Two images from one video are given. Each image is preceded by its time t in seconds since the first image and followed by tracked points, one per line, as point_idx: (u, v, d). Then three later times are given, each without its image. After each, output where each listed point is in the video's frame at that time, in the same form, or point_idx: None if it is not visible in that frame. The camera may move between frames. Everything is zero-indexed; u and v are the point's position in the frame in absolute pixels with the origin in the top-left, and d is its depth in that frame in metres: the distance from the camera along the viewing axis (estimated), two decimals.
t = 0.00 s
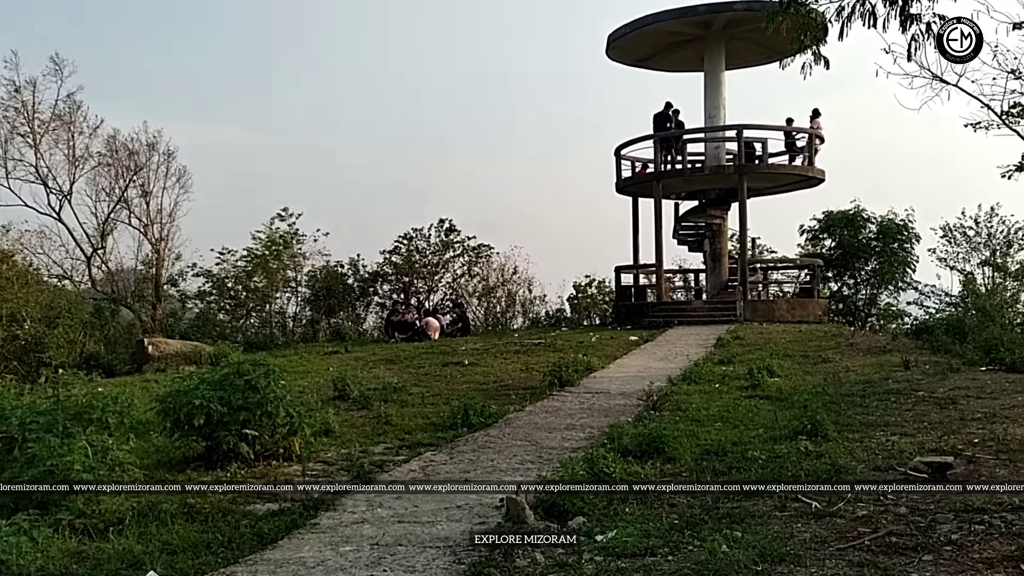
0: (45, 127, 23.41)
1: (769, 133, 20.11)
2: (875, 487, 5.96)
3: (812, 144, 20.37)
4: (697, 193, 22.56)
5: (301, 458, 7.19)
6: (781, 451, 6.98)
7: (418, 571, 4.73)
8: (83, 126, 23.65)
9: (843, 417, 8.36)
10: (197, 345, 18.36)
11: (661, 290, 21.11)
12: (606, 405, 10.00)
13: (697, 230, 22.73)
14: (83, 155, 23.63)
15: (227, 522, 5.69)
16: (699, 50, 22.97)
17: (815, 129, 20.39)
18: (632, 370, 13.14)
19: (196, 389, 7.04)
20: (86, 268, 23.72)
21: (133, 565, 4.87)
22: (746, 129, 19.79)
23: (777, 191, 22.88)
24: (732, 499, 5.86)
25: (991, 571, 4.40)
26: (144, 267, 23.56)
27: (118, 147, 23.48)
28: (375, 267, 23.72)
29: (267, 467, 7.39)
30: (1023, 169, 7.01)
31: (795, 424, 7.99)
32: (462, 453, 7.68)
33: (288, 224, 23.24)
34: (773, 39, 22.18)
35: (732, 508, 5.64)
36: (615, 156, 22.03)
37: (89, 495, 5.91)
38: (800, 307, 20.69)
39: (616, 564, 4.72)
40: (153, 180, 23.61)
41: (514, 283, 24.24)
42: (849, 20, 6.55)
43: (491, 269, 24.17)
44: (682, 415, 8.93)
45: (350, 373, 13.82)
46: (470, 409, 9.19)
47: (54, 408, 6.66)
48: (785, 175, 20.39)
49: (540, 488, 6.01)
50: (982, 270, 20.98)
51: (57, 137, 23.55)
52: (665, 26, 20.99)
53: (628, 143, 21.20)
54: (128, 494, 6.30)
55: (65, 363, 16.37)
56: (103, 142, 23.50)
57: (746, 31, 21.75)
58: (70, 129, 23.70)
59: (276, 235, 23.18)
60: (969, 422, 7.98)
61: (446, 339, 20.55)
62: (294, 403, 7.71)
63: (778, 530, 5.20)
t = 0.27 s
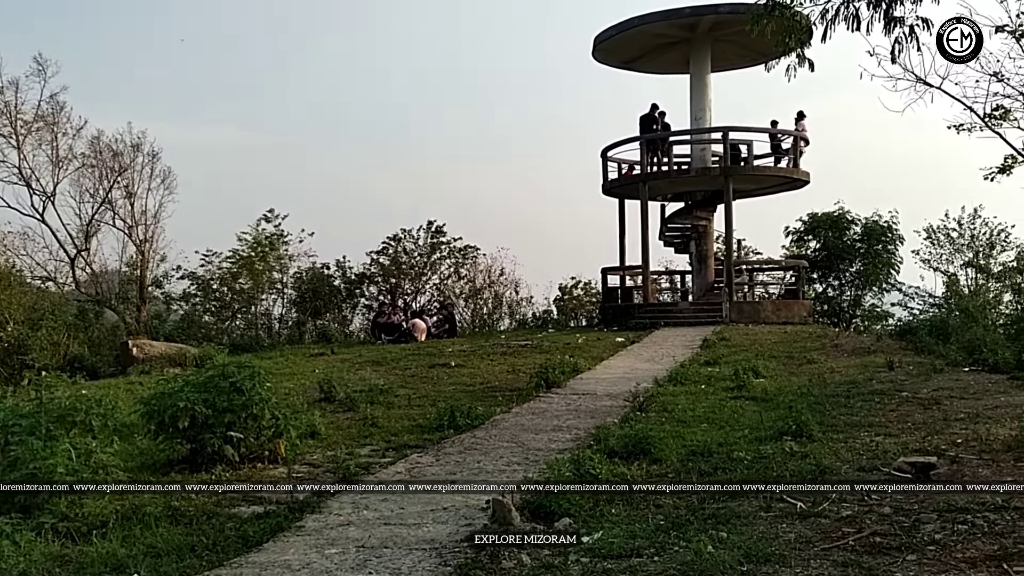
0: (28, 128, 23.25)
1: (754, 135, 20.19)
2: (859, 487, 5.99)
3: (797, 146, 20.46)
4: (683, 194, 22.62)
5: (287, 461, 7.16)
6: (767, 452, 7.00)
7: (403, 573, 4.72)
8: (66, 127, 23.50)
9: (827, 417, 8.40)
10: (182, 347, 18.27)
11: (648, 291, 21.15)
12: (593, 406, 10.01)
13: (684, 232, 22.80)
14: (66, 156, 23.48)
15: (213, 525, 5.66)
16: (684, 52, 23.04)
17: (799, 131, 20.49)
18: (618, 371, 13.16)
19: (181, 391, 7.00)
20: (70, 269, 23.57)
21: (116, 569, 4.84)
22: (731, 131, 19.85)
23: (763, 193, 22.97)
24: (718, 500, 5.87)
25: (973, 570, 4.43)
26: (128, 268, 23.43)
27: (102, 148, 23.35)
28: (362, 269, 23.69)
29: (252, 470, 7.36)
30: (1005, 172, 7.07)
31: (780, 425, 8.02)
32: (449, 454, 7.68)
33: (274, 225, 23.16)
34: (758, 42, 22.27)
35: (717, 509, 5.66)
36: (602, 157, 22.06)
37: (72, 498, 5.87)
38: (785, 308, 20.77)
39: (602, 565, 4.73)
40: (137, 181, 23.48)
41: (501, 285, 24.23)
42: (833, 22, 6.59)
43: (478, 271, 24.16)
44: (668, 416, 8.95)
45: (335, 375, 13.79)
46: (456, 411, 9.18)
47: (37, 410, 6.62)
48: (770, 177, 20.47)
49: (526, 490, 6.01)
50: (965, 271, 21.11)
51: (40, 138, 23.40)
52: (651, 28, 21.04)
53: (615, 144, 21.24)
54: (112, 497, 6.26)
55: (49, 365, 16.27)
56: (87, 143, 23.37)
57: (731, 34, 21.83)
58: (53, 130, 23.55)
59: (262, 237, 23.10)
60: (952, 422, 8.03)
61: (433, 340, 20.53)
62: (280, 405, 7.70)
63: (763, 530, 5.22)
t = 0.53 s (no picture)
0: (12, 129, 23.10)
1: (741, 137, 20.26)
2: (844, 487, 6.02)
3: (783, 148, 20.54)
4: (671, 196, 22.67)
5: (273, 463, 7.13)
6: (753, 453, 7.03)
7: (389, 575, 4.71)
8: (51, 128, 23.35)
9: (814, 418, 8.43)
10: (167, 349, 18.19)
11: (635, 292, 21.19)
12: (580, 408, 10.02)
13: (671, 233, 22.85)
14: (51, 157, 23.34)
15: (198, 528, 5.63)
16: (671, 54, 23.10)
17: (785, 134, 20.57)
18: (606, 372, 13.17)
19: (167, 393, 6.96)
20: (54, 271, 23.43)
21: (100, 572, 4.82)
22: (717, 133, 19.91)
23: (749, 195, 23.04)
24: (705, 500, 5.89)
25: (957, 570, 4.45)
26: (113, 270, 23.30)
27: (86, 148, 23.21)
28: (350, 270, 23.69)
29: (238, 472, 7.33)
30: (989, 174, 7.11)
31: (766, 425, 8.05)
32: (436, 456, 7.67)
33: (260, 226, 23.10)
34: (744, 44, 22.35)
35: (704, 510, 5.67)
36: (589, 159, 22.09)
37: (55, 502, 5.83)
38: (771, 309, 20.84)
39: (588, 566, 4.73)
40: (122, 182, 23.36)
41: (488, 286, 24.22)
42: (819, 25, 6.62)
43: (465, 272, 24.14)
44: (655, 417, 8.97)
45: (322, 377, 13.75)
46: (443, 412, 9.16)
47: (20, 413, 6.58)
48: (757, 179, 20.54)
49: (513, 492, 6.00)
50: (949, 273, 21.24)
51: (24, 138, 23.24)
52: (638, 30, 21.08)
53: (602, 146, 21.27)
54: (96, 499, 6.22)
55: (33, 367, 16.17)
56: (71, 144, 23.23)
57: (718, 36, 21.89)
58: (37, 130, 23.40)
59: (249, 238, 23.02)
60: (937, 423, 8.07)
61: (420, 342, 20.50)
62: (266, 406, 7.66)
63: (749, 530, 5.23)
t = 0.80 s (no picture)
0: None
1: (728, 138, 20.32)
2: (831, 487, 6.04)
3: (770, 150, 20.61)
4: (659, 197, 22.72)
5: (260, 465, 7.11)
6: (740, 454, 7.05)
7: None
8: (37, 128, 23.23)
9: (801, 419, 8.46)
10: (153, 350, 18.12)
11: (623, 294, 21.22)
12: (568, 409, 10.02)
13: (658, 235, 22.91)
14: (36, 158, 23.21)
15: (184, 530, 5.61)
16: (659, 56, 23.16)
17: (773, 135, 20.64)
18: (594, 373, 13.17)
19: (153, 395, 6.94)
20: (40, 272, 23.29)
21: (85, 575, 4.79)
22: (705, 134, 19.98)
23: (737, 196, 23.11)
24: (692, 501, 5.90)
25: (943, 570, 4.48)
26: (99, 271, 23.18)
27: (72, 149, 23.09)
28: (338, 271, 23.72)
29: (225, 474, 7.31)
30: (974, 176, 7.16)
31: (753, 426, 8.07)
32: (424, 457, 7.66)
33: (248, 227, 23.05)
34: (731, 46, 22.43)
35: (691, 511, 5.69)
36: (578, 160, 22.12)
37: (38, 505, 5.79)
38: (758, 311, 20.90)
39: (576, 567, 4.74)
40: (109, 182, 23.26)
41: (477, 287, 24.10)
42: (805, 28, 6.66)
43: (453, 273, 24.07)
44: (643, 418, 8.99)
45: (310, 378, 13.72)
46: (431, 414, 9.15)
47: (4, 415, 6.55)
48: (744, 181, 20.60)
49: (501, 493, 6.01)
50: (935, 274, 21.37)
51: (9, 139, 23.10)
52: (626, 32, 21.13)
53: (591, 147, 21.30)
54: (80, 502, 6.19)
55: (17, 369, 16.09)
56: (57, 144, 23.11)
57: (705, 38, 21.96)
58: (23, 131, 23.27)
59: (236, 239, 22.95)
60: (922, 423, 8.12)
61: (408, 343, 20.47)
62: (254, 408, 7.63)
63: (736, 531, 5.25)
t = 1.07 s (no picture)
0: None
1: (716, 140, 20.38)
2: (818, 488, 6.06)
3: (758, 151, 20.68)
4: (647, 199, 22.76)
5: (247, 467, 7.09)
6: (728, 454, 7.07)
7: None
8: (23, 128, 23.09)
9: (788, 420, 8.49)
10: (140, 352, 18.05)
11: (612, 295, 21.25)
12: (557, 410, 10.03)
13: (647, 236, 22.95)
14: (22, 158, 23.08)
15: (171, 533, 5.59)
16: (648, 58, 23.21)
17: (760, 137, 20.71)
18: (582, 375, 13.18)
19: (139, 397, 6.91)
20: (26, 273, 23.16)
21: None
22: (693, 136, 20.03)
23: (725, 198, 23.17)
24: (680, 502, 5.91)
25: (928, 569, 4.50)
26: (86, 272, 23.07)
27: (59, 149, 22.97)
28: (326, 272, 23.70)
29: (212, 475, 7.28)
30: (959, 178, 7.20)
31: (741, 427, 8.10)
32: (412, 459, 7.65)
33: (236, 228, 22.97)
34: (720, 48, 22.49)
35: (679, 511, 5.70)
36: (566, 162, 22.14)
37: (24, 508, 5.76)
38: (746, 312, 20.95)
39: (564, 568, 4.75)
40: (95, 183, 23.15)
41: (465, 288, 24.03)
42: (793, 30, 6.68)
43: (442, 274, 24.08)
44: (632, 419, 9.00)
45: (298, 380, 13.68)
46: (420, 415, 9.14)
47: None
48: (732, 182, 20.66)
49: (490, 494, 6.01)
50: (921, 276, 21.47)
51: None
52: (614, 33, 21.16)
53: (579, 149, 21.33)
54: (66, 504, 6.17)
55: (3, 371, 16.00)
56: (43, 144, 22.97)
57: (694, 40, 22.02)
58: (9, 131, 23.13)
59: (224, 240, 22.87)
60: (908, 424, 8.17)
61: (397, 344, 20.44)
62: (241, 409, 7.60)
63: (723, 531, 5.27)
